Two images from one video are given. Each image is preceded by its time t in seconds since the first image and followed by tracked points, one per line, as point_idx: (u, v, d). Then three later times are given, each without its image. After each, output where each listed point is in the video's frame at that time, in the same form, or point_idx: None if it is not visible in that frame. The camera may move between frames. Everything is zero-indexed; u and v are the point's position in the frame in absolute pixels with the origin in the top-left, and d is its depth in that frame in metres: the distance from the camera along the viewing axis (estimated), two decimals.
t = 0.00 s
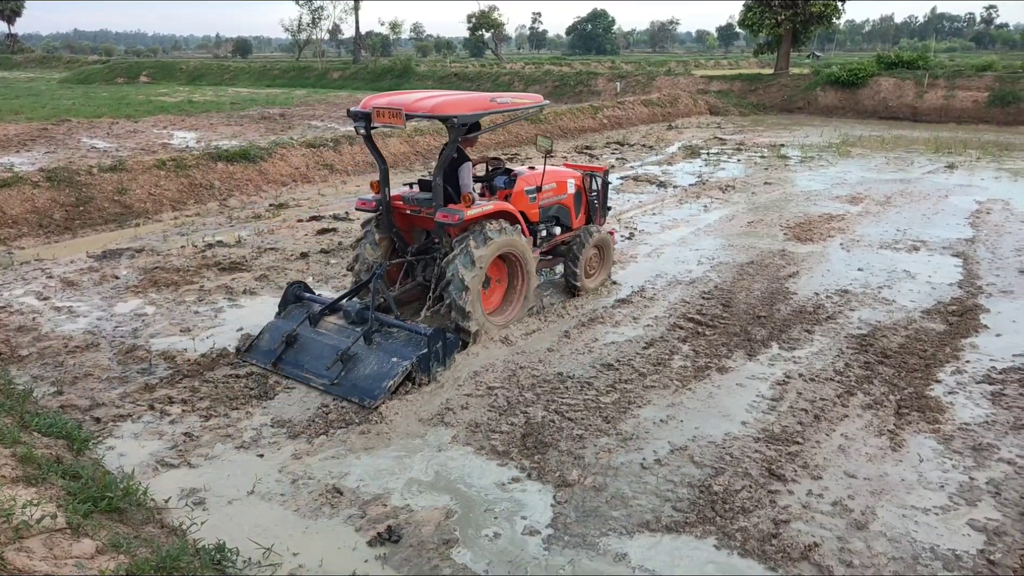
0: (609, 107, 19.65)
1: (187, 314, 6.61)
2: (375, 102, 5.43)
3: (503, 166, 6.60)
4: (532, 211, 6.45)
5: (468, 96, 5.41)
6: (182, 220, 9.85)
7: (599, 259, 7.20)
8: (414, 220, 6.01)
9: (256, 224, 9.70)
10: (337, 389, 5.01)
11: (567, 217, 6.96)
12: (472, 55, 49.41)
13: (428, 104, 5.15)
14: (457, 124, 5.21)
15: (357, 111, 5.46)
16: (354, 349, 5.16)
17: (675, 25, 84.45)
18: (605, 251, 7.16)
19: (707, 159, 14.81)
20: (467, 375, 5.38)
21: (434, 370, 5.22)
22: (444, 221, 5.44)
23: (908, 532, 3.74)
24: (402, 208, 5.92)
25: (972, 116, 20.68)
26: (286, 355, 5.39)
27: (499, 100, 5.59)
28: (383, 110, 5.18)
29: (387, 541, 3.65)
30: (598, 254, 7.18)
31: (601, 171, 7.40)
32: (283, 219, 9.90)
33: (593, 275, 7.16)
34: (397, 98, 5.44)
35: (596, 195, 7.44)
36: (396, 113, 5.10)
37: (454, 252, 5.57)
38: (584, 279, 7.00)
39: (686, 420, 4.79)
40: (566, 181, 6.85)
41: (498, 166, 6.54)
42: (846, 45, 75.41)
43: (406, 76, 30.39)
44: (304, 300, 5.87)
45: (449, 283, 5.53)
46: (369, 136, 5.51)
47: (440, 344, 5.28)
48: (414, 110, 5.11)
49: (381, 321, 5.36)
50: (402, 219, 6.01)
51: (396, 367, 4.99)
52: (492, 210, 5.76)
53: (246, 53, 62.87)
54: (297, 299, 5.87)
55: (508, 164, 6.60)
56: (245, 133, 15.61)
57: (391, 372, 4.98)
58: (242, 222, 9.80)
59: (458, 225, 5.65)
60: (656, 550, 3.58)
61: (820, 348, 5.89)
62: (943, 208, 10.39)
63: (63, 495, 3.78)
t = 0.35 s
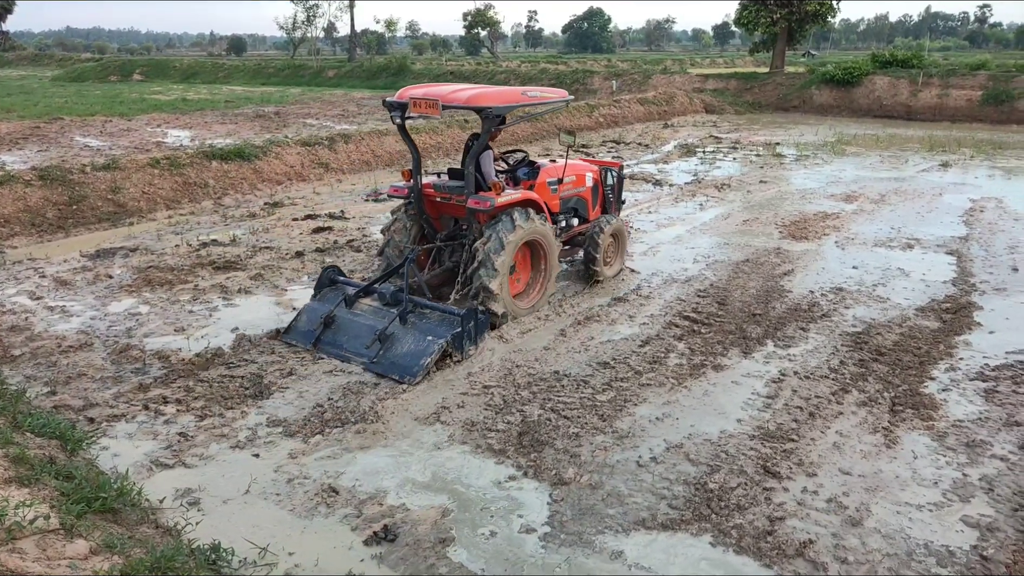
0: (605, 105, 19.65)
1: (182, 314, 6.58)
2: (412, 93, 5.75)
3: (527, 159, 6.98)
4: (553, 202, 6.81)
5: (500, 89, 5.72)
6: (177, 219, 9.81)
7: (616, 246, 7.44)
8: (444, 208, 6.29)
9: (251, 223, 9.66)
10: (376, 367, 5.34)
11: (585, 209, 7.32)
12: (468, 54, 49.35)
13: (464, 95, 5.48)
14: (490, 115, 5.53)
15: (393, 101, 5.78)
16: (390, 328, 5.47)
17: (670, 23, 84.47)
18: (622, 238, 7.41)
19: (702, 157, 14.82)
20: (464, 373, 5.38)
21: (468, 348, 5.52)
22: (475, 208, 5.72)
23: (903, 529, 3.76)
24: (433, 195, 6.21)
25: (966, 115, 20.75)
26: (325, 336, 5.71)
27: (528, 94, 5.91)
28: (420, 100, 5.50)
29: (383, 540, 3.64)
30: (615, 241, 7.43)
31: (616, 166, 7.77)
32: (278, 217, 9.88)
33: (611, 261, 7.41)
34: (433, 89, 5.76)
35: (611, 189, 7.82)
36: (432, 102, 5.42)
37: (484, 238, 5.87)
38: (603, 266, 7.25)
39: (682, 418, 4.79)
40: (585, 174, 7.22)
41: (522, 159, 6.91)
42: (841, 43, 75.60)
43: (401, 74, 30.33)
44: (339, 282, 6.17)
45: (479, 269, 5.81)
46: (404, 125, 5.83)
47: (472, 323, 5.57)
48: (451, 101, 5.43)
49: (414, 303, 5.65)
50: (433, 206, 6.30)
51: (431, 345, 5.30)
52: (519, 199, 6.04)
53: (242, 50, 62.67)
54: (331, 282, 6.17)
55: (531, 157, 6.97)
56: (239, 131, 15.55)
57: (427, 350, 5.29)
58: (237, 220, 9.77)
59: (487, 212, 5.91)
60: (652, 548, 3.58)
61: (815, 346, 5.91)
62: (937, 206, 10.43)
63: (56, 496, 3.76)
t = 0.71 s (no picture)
0: (604, 104, 19.65)
1: (180, 313, 6.58)
2: (446, 88, 6.12)
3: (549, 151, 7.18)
4: (575, 193, 7.03)
5: (531, 86, 6.07)
6: (176, 218, 9.81)
7: (633, 235, 7.76)
8: (473, 199, 6.42)
9: (250, 222, 9.66)
10: (415, 348, 5.67)
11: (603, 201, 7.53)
12: (466, 53, 49.32)
13: (497, 91, 5.84)
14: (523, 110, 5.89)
15: (429, 96, 6.15)
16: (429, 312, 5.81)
17: (669, 22, 84.34)
18: (638, 229, 7.71)
19: (701, 156, 14.83)
20: (462, 372, 5.38)
21: (501, 333, 5.87)
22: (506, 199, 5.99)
23: (902, 528, 3.75)
24: (463, 187, 6.35)
25: (965, 113, 20.75)
26: (364, 320, 6.02)
27: (557, 90, 6.24)
28: (454, 96, 5.88)
29: (382, 539, 3.64)
30: (631, 231, 7.74)
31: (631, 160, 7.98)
32: (276, 217, 9.87)
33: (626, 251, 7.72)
34: (467, 85, 6.13)
35: (625, 182, 8.03)
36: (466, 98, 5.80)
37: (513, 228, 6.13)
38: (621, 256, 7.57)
39: (680, 417, 4.79)
40: (603, 167, 7.43)
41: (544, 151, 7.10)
42: (840, 42, 75.59)
43: (399, 74, 30.32)
44: (374, 271, 6.48)
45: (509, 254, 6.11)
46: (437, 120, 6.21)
47: (505, 308, 5.93)
48: (485, 97, 5.81)
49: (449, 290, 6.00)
50: (461, 197, 6.44)
51: (469, 328, 5.66)
52: (548, 189, 6.32)
53: (241, 50, 62.62)
54: (367, 270, 6.47)
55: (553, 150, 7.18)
56: (238, 131, 15.55)
57: (465, 333, 5.64)
58: (236, 220, 9.78)
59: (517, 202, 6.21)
60: (651, 547, 3.59)
61: (814, 345, 5.90)
62: (936, 205, 10.43)
63: (55, 495, 3.77)
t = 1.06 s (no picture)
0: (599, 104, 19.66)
1: (174, 313, 6.55)
2: (471, 84, 6.28)
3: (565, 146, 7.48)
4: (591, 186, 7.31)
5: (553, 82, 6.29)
6: (170, 217, 9.77)
7: (644, 228, 8.07)
8: (496, 190, 6.75)
9: (245, 221, 9.63)
10: (451, 328, 6.00)
11: (616, 193, 7.82)
12: (462, 52, 49.24)
13: (524, 86, 6.03)
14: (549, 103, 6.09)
15: (454, 92, 6.30)
16: (462, 295, 6.13)
17: (665, 22, 84.37)
18: (649, 222, 8.03)
19: (697, 156, 14.86)
20: (457, 372, 5.37)
21: (530, 312, 6.22)
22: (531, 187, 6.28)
23: (895, 527, 3.77)
24: (487, 179, 6.67)
25: (958, 114, 20.84)
26: (400, 305, 6.33)
27: (576, 86, 6.47)
28: (482, 91, 6.03)
29: (376, 540, 3.63)
30: (643, 224, 8.07)
31: (640, 156, 8.26)
32: (271, 216, 9.84)
33: (639, 243, 8.03)
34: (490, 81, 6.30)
35: (635, 177, 8.30)
36: (494, 93, 5.96)
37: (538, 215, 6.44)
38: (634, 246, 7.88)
39: (675, 417, 4.80)
40: (616, 161, 7.72)
41: (559, 146, 7.37)
42: (834, 43, 75.80)
43: (395, 73, 30.27)
44: (404, 257, 6.76)
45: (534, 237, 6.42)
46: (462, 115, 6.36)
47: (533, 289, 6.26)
48: (513, 91, 5.98)
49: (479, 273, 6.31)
50: (485, 189, 6.75)
51: (501, 308, 5.99)
52: (568, 178, 6.68)
53: (236, 48, 62.46)
54: (397, 257, 6.75)
55: (570, 144, 7.48)
56: (233, 129, 15.51)
57: (497, 313, 5.98)
58: (230, 219, 9.75)
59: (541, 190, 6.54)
60: (645, 546, 3.59)
61: (808, 345, 5.92)
62: (929, 205, 10.48)
63: (47, 496, 3.75)
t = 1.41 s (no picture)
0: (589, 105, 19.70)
1: (160, 313, 6.50)
2: (491, 84, 6.59)
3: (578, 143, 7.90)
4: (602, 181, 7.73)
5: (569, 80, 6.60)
6: (156, 217, 9.69)
7: (653, 223, 8.46)
8: (515, 183, 7.17)
9: (233, 221, 9.57)
10: (479, 310, 6.36)
11: (625, 189, 8.22)
12: (452, 52, 49.16)
13: (543, 83, 6.35)
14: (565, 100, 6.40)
15: (475, 91, 6.61)
16: (488, 280, 6.50)
17: (655, 24, 84.58)
18: (657, 216, 8.42)
19: (686, 157, 14.91)
20: (445, 374, 5.36)
21: (552, 295, 6.62)
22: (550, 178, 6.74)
23: (881, 527, 3.79)
24: (506, 172, 7.09)
25: (944, 116, 21.01)
26: (427, 290, 6.67)
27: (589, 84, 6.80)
28: (501, 89, 6.33)
29: (363, 542, 3.62)
30: (653, 219, 8.46)
31: (648, 154, 8.63)
32: (260, 216, 9.79)
33: (648, 237, 8.40)
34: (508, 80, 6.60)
35: (643, 174, 8.67)
36: (514, 90, 6.26)
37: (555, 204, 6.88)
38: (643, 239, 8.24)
39: (663, 417, 4.81)
40: (625, 158, 8.12)
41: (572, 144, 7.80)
42: (822, 46, 76.25)
43: (386, 72, 30.18)
44: (428, 247, 7.09)
45: (553, 224, 6.82)
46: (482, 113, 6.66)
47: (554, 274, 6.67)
48: (532, 89, 6.29)
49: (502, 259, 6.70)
50: (504, 182, 7.17)
51: (526, 291, 6.39)
52: (582, 171, 7.11)
53: (225, 47, 62.13)
54: (421, 247, 7.09)
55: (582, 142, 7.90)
56: (221, 128, 15.41)
57: (523, 296, 6.36)
58: (218, 218, 9.68)
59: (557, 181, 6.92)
60: (633, 547, 3.60)
61: (795, 345, 5.95)
62: (916, 207, 10.56)
63: (27, 501, 3.72)
